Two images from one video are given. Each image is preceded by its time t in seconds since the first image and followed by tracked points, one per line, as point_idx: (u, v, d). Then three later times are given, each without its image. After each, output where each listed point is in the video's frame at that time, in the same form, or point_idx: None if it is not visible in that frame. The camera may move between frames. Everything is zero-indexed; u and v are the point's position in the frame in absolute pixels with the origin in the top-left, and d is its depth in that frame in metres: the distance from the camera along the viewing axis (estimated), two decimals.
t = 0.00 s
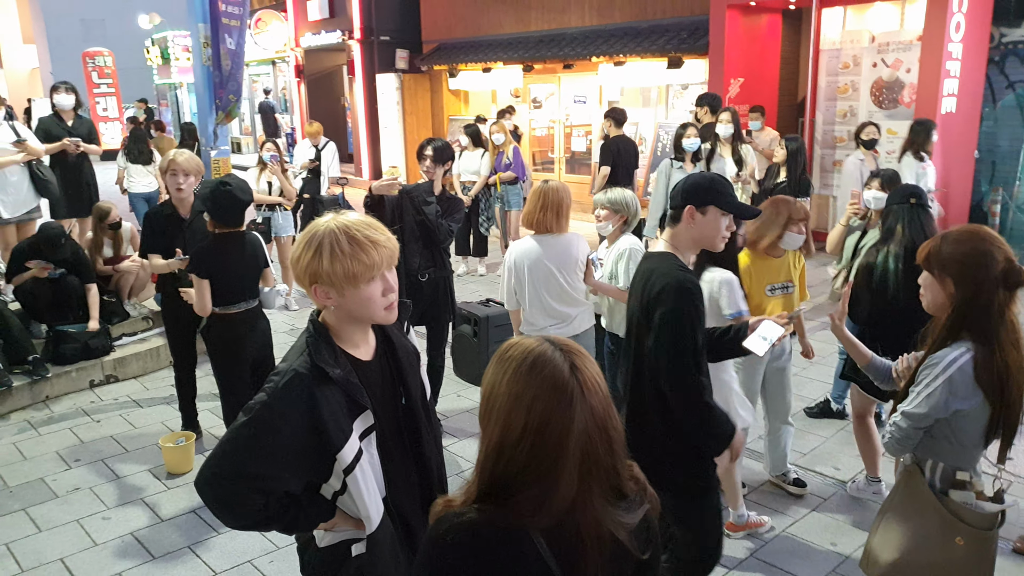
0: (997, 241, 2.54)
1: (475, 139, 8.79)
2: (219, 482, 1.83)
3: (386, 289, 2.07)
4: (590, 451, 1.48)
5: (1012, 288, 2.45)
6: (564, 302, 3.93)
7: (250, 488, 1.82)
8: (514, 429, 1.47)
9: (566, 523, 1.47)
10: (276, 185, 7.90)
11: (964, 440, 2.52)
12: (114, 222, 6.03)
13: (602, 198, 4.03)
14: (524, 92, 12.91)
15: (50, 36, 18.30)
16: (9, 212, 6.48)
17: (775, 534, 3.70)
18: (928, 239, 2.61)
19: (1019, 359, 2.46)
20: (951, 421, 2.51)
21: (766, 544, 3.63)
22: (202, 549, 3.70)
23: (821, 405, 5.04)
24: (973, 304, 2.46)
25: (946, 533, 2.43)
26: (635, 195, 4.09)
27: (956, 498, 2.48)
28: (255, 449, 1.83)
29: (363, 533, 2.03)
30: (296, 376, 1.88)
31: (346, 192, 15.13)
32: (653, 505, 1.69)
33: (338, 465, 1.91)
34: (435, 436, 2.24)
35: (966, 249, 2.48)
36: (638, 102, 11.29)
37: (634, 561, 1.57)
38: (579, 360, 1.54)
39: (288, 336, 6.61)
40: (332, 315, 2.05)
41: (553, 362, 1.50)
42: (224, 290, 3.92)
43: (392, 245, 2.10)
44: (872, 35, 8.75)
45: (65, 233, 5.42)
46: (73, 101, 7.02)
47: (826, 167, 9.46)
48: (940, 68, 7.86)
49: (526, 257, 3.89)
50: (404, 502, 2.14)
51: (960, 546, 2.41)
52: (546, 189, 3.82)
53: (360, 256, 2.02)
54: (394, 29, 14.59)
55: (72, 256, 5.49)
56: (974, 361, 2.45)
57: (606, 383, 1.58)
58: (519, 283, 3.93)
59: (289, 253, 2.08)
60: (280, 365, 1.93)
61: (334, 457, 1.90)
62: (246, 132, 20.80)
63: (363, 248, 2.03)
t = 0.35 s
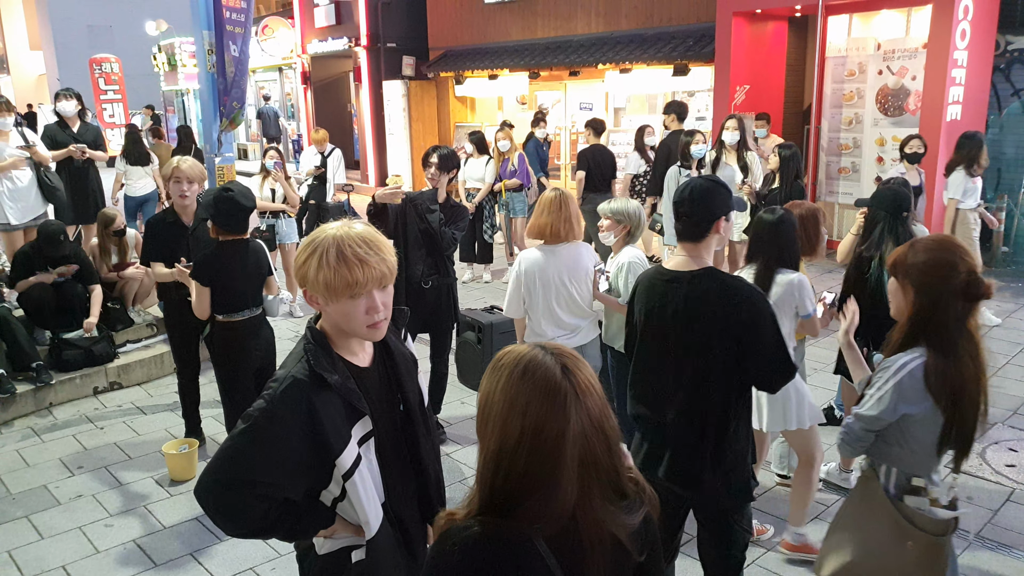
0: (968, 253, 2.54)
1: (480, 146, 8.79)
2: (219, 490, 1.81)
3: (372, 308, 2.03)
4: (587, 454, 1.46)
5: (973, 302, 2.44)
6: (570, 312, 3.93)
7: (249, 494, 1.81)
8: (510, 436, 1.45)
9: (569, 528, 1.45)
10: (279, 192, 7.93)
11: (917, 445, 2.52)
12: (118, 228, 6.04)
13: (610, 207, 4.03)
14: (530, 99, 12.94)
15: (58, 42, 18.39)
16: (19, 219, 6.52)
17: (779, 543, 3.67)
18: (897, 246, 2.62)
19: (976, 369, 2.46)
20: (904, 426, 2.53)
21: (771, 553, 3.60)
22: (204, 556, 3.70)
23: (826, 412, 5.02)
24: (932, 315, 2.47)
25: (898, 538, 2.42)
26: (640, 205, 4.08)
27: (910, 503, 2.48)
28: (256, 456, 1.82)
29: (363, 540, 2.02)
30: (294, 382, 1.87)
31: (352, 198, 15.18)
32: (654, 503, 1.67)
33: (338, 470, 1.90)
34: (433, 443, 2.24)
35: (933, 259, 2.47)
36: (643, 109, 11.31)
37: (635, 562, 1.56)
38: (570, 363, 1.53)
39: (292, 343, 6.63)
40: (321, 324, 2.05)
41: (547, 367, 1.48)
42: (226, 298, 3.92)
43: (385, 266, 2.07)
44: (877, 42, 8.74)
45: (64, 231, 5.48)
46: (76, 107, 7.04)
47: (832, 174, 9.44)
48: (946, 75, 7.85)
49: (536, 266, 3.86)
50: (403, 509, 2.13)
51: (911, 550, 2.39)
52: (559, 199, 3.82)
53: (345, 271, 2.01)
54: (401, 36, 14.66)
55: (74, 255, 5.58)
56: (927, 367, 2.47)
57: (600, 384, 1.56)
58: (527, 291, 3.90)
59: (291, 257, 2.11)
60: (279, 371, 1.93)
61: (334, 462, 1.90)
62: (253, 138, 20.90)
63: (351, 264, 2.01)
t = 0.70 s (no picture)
0: (928, 249, 2.55)
1: (480, 147, 8.74)
2: (212, 492, 1.77)
3: (365, 307, 2.01)
4: (590, 461, 1.44)
5: (915, 299, 2.45)
6: (564, 318, 3.87)
7: (243, 495, 1.78)
8: (514, 438, 1.42)
9: (568, 535, 1.43)
10: (279, 193, 7.92)
11: (859, 432, 2.55)
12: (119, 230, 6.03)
13: (619, 209, 3.99)
14: (532, 99, 12.93)
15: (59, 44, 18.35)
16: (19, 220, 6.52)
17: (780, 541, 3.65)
18: (866, 235, 2.64)
19: (917, 360, 2.46)
20: (847, 414, 2.59)
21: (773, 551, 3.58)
22: (204, 557, 3.68)
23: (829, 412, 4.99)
24: (875, 308, 2.52)
25: (833, 525, 2.51)
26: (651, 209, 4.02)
27: (851, 492, 2.54)
28: (251, 458, 1.79)
29: (359, 540, 2.01)
30: (288, 384, 1.84)
31: (353, 199, 15.17)
32: (657, 511, 1.65)
33: (332, 470, 1.88)
34: (428, 444, 2.21)
35: (884, 253, 2.50)
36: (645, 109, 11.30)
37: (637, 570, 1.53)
38: (579, 368, 1.49)
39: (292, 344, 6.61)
40: (314, 325, 2.03)
41: (556, 372, 1.45)
42: (227, 298, 3.90)
43: (377, 264, 2.05)
44: (880, 40, 8.70)
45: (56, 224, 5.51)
46: (74, 109, 7.03)
47: (834, 172, 9.40)
48: (949, 72, 7.79)
49: (531, 268, 3.86)
50: (399, 508, 2.11)
51: (843, 537, 2.49)
52: (558, 201, 3.80)
53: (338, 270, 1.98)
54: (401, 36, 14.66)
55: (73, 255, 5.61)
56: (864, 355, 2.52)
57: (608, 390, 1.54)
58: (521, 294, 3.95)
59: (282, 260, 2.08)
60: (272, 373, 1.90)
61: (329, 462, 1.87)
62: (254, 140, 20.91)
63: (343, 263, 1.99)
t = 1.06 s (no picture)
0: (905, 247, 2.54)
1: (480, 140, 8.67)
2: (199, 484, 1.75)
3: (358, 296, 2.01)
4: (584, 457, 1.43)
5: (890, 296, 2.47)
6: (551, 311, 3.83)
7: (231, 486, 1.76)
8: (506, 431, 1.40)
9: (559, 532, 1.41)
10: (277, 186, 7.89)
11: (836, 424, 2.56)
12: (113, 221, 6.04)
13: (620, 203, 3.97)
14: (531, 92, 12.87)
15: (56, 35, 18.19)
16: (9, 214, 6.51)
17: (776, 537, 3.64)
18: (843, 233, 2.63)
19: (890, 355, 2.44)
20: (825, 407, 2.59)
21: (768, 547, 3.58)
22: (198, 551, 3.68)
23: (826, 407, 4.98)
24: (851, 305, 2.52)
25: (806, 509, 2.54)
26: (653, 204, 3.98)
27: (828, 481, 2.55)
28: (239, 449, 1.78)
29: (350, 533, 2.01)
30: (275, 375, 1.84)
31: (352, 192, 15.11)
32: (650, 506, 1.64)
33: (321, 462, 1.88)
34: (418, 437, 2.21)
35: (862, 251, 2.50)
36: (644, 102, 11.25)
37: (630, 566, 1.52)
38: (577, 363, 1.48)
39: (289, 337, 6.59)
40: (305, 316, 2.01)
41: (551, 366, 1.44)
42: (223, 291, 3.87)
43: (371, 253, 2.05)
44: (880, 34, 8.66)
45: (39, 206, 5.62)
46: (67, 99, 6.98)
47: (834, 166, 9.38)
48: (949, 67, 7.77)
49: (521, 261, 3.86)
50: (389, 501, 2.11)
51: (818, 524, 2.51)
52: (550, 192, 3.77)
53: (333, 258, 1.97)
54: (400, 28, 14.57)
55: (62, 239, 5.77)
56: (840, 352, 2.52)
57: (604, 385, 1.52)
58: (507, 286, 3.97)
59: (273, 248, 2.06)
60: (260, 365, 1.90)
61: (317, 455, 1.87)
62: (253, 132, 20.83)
63: (340, 251, 1.98)
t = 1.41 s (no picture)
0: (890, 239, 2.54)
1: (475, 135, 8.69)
2: (184, 481, 1.78)
3: (352, 290, 2.00)
4: (599, 456, 1.42)
5: (879, 284, 2.46)
6: (558, 304, 3.86)
7: (213, 484, 1.79)
8: (524, 434, 1.39)
9: (573, 528, 1.41)
10: (274, 182, 7.87)
11: (825, 417, 2.58)
12: (109, 216, 5.95)
13: (617, 200, 3.97)
14: (528, 87, 12.85)
15: (51, 31, 18.11)
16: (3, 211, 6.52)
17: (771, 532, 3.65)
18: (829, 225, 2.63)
19: (876, 346, 2.44)
20: (815, 402, 2.61)
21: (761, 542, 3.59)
22: (192, 549, 3.69)
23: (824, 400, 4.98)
24: (839, 297, 2.51)
25: (795, 500, 2.56)
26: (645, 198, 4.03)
27: (817, 471, 2.56)
28: (222, 447, 1.80)
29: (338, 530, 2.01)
30: (257, 373, 1.84)
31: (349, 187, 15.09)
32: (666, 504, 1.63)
33: (305, 460, 1.87)
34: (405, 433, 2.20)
35: (846, 245, 2.50)
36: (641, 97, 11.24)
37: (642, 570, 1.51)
38: (587, 359, 1.47)
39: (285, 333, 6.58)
40: (299, 310, 2.00)
41: (564, 365, 1.43)
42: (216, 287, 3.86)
43: (366, 247, 2.05)
44: (876, 28, 8.63)
45: (31, 201, 5.67)
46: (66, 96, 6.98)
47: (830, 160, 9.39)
48: (944, 61, 7.76)
49: (522, 256, 3.83)
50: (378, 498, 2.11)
51: (806, 513, 2.53)
52: (549, 184, 3.76)
53: (329, 251, 1.97)
54: (397, 23, 14.54)
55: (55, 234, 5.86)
56: (822, 344, 2.54)
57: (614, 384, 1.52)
58: (511, 282, 3.91)
59: (265, 242, 2.05)
60: (245, 362, 1.90)
61: (301, 452, 1.86)
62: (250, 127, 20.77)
63: (335, 244, 1.98)
